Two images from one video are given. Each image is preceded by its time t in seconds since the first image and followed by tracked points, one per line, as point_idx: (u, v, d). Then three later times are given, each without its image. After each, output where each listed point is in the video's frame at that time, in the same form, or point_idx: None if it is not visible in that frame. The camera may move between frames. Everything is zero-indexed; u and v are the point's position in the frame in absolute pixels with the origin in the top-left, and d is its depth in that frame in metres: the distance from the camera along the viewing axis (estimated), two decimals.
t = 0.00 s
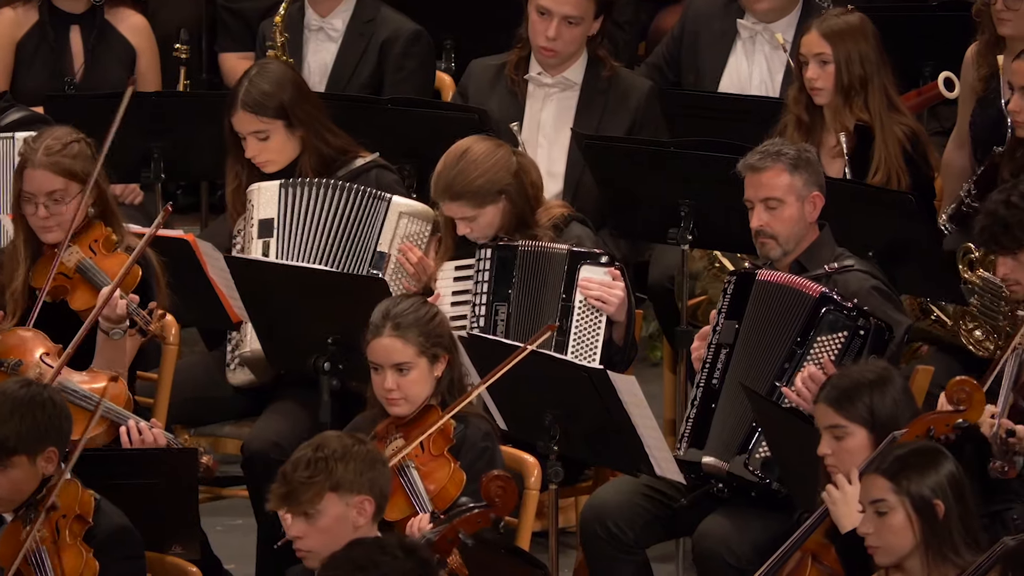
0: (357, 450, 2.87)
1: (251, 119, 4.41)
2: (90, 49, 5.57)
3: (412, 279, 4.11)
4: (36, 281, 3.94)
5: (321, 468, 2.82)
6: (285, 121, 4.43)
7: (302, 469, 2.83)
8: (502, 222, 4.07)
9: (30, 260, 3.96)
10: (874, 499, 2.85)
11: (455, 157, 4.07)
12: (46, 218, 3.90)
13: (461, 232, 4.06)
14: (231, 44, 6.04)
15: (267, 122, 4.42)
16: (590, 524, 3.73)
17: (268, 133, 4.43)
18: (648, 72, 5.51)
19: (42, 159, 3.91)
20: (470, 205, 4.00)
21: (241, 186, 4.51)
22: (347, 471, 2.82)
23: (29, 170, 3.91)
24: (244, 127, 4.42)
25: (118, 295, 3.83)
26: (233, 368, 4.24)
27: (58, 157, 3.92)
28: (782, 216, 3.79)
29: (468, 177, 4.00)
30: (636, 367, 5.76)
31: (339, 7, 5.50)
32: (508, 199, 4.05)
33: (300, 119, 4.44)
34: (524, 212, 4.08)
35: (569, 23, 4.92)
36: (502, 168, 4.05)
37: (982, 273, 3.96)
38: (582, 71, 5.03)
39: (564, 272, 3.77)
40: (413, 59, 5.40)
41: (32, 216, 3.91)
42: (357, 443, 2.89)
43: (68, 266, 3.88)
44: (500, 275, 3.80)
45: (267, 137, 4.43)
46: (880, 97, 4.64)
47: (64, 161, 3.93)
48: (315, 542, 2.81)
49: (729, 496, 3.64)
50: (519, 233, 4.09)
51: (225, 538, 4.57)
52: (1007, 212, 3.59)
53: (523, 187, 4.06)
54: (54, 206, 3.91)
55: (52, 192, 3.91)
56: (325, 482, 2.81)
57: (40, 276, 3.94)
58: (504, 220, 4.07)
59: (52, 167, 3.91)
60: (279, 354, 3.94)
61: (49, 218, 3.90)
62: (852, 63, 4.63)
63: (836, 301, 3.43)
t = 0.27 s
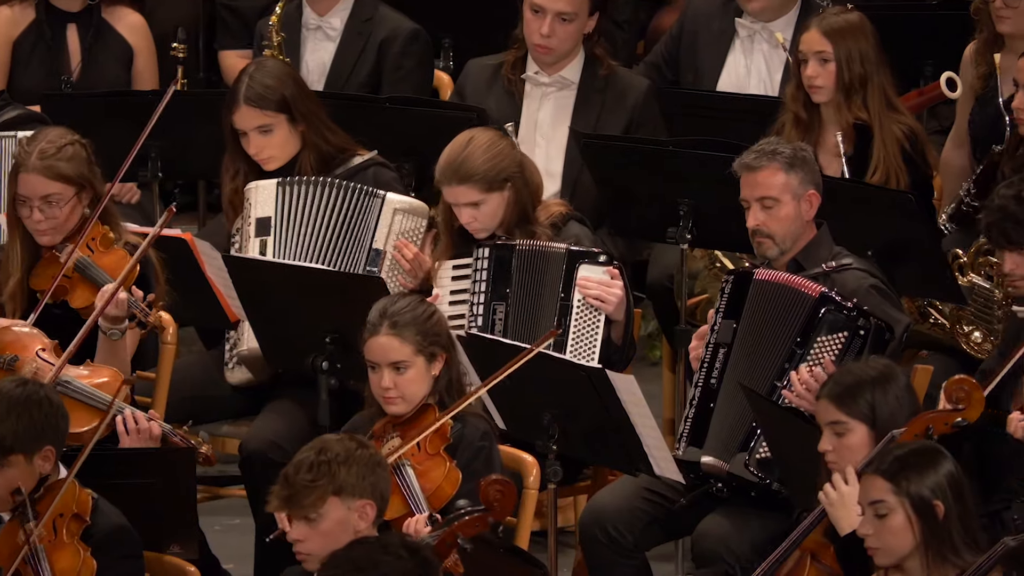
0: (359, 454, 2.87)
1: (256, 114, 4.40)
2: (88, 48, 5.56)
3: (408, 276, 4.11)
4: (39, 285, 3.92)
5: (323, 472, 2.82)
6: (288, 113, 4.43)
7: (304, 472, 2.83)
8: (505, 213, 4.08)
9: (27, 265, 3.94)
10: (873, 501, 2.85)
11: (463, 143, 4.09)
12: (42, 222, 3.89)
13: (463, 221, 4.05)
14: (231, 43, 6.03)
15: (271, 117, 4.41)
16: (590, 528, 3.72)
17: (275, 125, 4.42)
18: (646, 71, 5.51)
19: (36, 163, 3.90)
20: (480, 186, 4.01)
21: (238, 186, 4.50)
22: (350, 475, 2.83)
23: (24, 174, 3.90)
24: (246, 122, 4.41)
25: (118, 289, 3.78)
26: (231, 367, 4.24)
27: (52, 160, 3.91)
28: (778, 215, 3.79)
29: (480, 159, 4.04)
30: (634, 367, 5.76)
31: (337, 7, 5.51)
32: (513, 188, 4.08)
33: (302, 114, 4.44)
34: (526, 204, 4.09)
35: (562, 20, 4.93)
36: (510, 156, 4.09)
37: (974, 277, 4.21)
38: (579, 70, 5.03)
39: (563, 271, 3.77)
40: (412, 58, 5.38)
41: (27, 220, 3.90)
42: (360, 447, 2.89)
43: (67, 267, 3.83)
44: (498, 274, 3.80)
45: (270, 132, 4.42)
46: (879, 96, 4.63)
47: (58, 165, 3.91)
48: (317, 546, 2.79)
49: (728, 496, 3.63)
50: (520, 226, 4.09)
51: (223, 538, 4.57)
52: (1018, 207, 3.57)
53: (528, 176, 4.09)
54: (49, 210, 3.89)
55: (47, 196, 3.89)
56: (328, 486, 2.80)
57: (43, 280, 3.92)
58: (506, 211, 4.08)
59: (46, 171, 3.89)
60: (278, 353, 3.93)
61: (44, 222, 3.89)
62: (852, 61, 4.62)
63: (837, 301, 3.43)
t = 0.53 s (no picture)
0: (366, 456, 2.88)
1: (255, 113, 4.39)
2: (85, 46, 5.55)
3: (405, 275, 4.08)
4: (36, 285, 3.91)
5: (330, 474, 2.82)
6: (287, 112, 4.43)
7: (311, 474, 2.83)
8: (504, 211, 4.07)
9: (25, 263, 3.94)
10: (875, 502, 2.85)
11: (463, 140, 4.09)
12: (37, 222, 3.87)
13: (463, 218, 4.04)
14: (229, 42, 6.01)
15: (270, 116, 4.41)
16: (589, 527, 3.72)
17: (271, 126, 4.42)
18: (645, 70, 5.50)
19: (31, 163, 3.87)
20: (481, 182, 4.01)
21: (237, 185, 4.49)
22: (356, 476, 2.83)
23: (18, 174, 3.86)
24: (246, 121, 4.40)
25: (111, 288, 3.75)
26: (229, 367, 4.23)
27: (46, 160, 3.88)
28: (777, 214, 3.78)
29: (481, 155, 4.03)
30: (633, 367, 5.76)
31: (336, 6, 5.51)
32: (513, 185, 4.08)
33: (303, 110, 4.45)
34: (526, 203, 4.09)
35: (558, 19, 4.93)
36: (510, 153, 4.09)
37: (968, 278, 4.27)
38: (575, 69, 5.03)
39: (563, 271, 3.76)
40: (411, 57, 5.37)
41: (23, 219, 3.88)
42: (366, 449, 2.90)
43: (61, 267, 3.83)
44: (497, 274, 3.79)
45: (269, 131, 4.42)
46: (880, 95, 4.63)
47: (52, 165, 3.87)
48: (323, 547, 2.80)
49: (728, 495, 3.63)
50: (519, 224, 4.09)
51: (221, 538, 4.56)
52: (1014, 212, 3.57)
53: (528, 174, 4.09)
54: (45, 210, 3.87)
55: (42, 196, 3.86)
56: (336, 488, 2.80)
57: (39, 280, 3.91)
58: (506, 209, 4.08)
59: (40, 171, 3.86)
60: (275, 352, 3.92)
61: (40, 222, 3.87)
62: (853, 60, 4.61)
63: (838, 301, 3.42)
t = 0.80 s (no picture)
0: (374, 457, 2.88)
1: (249, 118, 4.38)
2: (83, 45, 5.54)
3: (401, 271, 4.11)
4: (31, 286, 3.90)
5: (338, 475, 2.82)
6: (281, 118, 4.41)
7: (320, 475, 2.82)
8: (504, 210, 4.07)
9: (20, 264, 3.93)
10: (877, 504, 2.86)
11: (463, 139, 4.09)
12: (32, 223, 3.85)
13: (462, 216, 4.03)
14: (227, 41, 6.00)
15: (263, 121, 4.39)
16: (587, 525, 3.71)
17: (265, 131, 4.41)
18: (645, 70, 5.49)
19: (25, 164, 3.85)
20: (481, 181, 4.01)
21: (235, 184, 4.48)
22: (366, 478, 2.84)
23: (13, 175, 3.85)
24: (240, 126, 4.40)
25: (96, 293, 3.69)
26: (227, 366, 4.23)
27: (41, 162, 3.86)
28: (779, 214, 3.78)
29: (480, 154, 4.03)
30: (632, 366, 5.75)
31: (334, 5, 5.49)
32: (513, 184, 4.07)
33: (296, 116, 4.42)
34: (525, 202, 4.09)
35: (553, 16, 4.93)
36: (510, 152, 4.09)
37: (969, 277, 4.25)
38: (572, 68, 5.03)
39: (563, 271, 3.75)
40: (409, 57, 5.37)
41: (18, 220, 3.87)
42: (374, 450, 2.90)
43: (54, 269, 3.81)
44: (496, 274, 3.79)
45: (262, 136, 4.41)
46: (880, 96, 4.62)
47: (46, 166, 3.85)
48: (328, 548, 2.82)
49: (727, 495, 3.62)
50: (518, 223, 4.08)
51: (219, 537, 4.55)
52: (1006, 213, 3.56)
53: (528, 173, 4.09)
54: (39, 212, 3.85)
55: (36, 197, 3.84)
56: (344, 490, 2.81)
57: (33, 282, 3.90)
58: (506, 208, 4.07)
59: (35, 173, 3.84)
60: (273, 352, 3.92)
61: (34, 223, 3.85)
62: (855, 60, 4.61)
63: (839, 301, 3.42)
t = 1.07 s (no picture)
0: (381, 457, 2.87)
1: (248, 117, 4.38)
2: (83, 45, 5.53)
3: (400, 271, 4.10)
4: (25, 288, 3.88)
5: (345, 473, 2.82)
6: (281, 117, 4.41)
7: (326, 473, 2.82)
8: (503, 209, 4.06)
9: (16, 265, 3.93)
10: (876, 505, 2.85)
11: (463, 138, 4.09)
12: (27, 223, 3.84)
13: (461, 215, 4.02)
14: (227, 40, 5.99)
15: (262, 120, 4.39)
16: (587, 525, 3.70)
17: (264, 131, 4.40)
18: (645, 69, 5.49)
19: (20, 165, 3.83)
20: (480, 180, 4.00)
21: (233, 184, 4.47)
22: (371, 477, 2.83)
23: (8, 176, 3.83)
24: (239, 125, 4.39)
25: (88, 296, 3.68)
26: (226, 366, 4.23)
27: (36, 162, 3.85)
28: (780, 214, 3.77)
29: (481, 153, 4.03)
30: (631, 366, 5.74)
31: (332, 4, 5.48)
32: (513, 183, 4.07)
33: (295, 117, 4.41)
34: (525, 202, 4.09)
35: (543, 11, 4.93)
36: (510, 151, 4.08)
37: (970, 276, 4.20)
38: (570, 68, 5.02)
39: (563, 270, 3.74)
40: (408, 56, 5.37)
41: (13, 220, 3.86)
42: (380, 448, 2.89)
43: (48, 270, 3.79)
44: (495, 273, 3.78)
45: (261, 135, 4.40)
46: (880, 96, 4.61)
47: (42, 166, 3.84)
48: (333, 546, 2.81)
49: (727, 494, 3.61)
50: (518, 222, 4.08)
51: (218, 537, 4.55)
52: (1003, 211, 3.56)
53: (528, 172, 4.09)
54: (34, 212, 3.84)
55: (32, 198, 3.83)
56: (350, 488, 2.81)
57: (28, 283, 3.88)
58: (506, 207, 4.07)
59: (30, 173, 3.83)
60: (272, 352, 3.91)
61: (30, 223, 3.84)
62: (855, 60, 4.60)
63: (841, 301, 3.41)
